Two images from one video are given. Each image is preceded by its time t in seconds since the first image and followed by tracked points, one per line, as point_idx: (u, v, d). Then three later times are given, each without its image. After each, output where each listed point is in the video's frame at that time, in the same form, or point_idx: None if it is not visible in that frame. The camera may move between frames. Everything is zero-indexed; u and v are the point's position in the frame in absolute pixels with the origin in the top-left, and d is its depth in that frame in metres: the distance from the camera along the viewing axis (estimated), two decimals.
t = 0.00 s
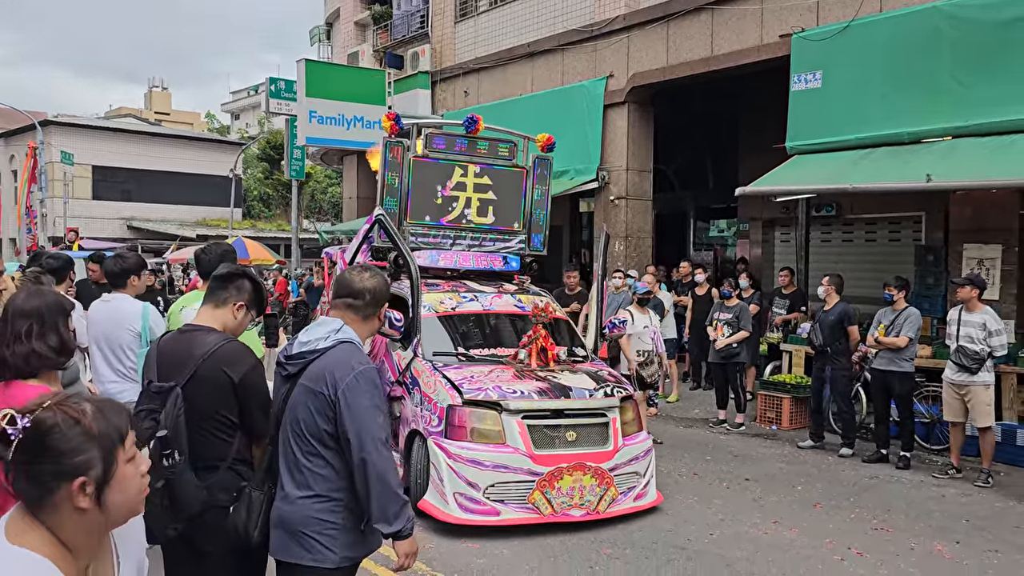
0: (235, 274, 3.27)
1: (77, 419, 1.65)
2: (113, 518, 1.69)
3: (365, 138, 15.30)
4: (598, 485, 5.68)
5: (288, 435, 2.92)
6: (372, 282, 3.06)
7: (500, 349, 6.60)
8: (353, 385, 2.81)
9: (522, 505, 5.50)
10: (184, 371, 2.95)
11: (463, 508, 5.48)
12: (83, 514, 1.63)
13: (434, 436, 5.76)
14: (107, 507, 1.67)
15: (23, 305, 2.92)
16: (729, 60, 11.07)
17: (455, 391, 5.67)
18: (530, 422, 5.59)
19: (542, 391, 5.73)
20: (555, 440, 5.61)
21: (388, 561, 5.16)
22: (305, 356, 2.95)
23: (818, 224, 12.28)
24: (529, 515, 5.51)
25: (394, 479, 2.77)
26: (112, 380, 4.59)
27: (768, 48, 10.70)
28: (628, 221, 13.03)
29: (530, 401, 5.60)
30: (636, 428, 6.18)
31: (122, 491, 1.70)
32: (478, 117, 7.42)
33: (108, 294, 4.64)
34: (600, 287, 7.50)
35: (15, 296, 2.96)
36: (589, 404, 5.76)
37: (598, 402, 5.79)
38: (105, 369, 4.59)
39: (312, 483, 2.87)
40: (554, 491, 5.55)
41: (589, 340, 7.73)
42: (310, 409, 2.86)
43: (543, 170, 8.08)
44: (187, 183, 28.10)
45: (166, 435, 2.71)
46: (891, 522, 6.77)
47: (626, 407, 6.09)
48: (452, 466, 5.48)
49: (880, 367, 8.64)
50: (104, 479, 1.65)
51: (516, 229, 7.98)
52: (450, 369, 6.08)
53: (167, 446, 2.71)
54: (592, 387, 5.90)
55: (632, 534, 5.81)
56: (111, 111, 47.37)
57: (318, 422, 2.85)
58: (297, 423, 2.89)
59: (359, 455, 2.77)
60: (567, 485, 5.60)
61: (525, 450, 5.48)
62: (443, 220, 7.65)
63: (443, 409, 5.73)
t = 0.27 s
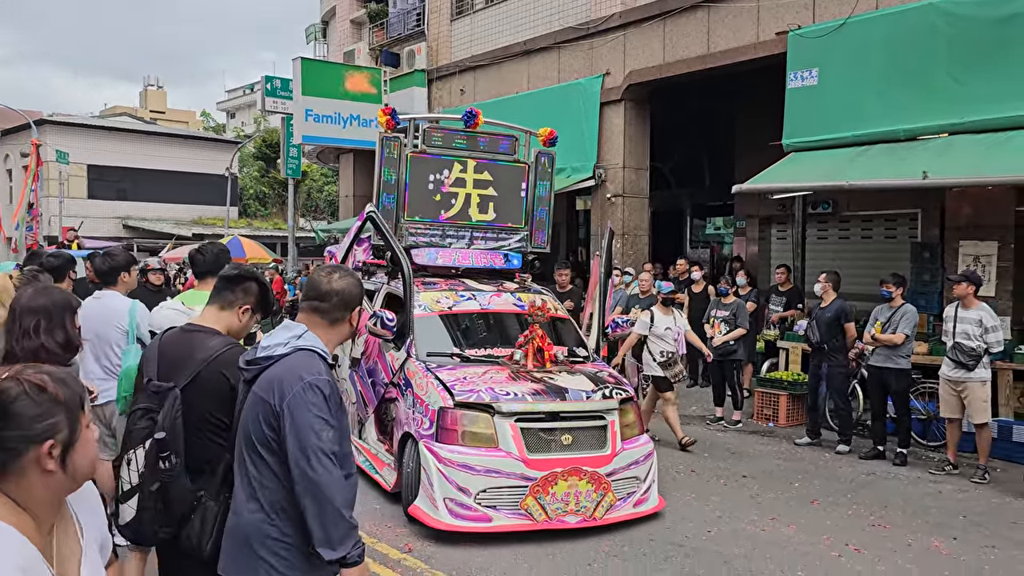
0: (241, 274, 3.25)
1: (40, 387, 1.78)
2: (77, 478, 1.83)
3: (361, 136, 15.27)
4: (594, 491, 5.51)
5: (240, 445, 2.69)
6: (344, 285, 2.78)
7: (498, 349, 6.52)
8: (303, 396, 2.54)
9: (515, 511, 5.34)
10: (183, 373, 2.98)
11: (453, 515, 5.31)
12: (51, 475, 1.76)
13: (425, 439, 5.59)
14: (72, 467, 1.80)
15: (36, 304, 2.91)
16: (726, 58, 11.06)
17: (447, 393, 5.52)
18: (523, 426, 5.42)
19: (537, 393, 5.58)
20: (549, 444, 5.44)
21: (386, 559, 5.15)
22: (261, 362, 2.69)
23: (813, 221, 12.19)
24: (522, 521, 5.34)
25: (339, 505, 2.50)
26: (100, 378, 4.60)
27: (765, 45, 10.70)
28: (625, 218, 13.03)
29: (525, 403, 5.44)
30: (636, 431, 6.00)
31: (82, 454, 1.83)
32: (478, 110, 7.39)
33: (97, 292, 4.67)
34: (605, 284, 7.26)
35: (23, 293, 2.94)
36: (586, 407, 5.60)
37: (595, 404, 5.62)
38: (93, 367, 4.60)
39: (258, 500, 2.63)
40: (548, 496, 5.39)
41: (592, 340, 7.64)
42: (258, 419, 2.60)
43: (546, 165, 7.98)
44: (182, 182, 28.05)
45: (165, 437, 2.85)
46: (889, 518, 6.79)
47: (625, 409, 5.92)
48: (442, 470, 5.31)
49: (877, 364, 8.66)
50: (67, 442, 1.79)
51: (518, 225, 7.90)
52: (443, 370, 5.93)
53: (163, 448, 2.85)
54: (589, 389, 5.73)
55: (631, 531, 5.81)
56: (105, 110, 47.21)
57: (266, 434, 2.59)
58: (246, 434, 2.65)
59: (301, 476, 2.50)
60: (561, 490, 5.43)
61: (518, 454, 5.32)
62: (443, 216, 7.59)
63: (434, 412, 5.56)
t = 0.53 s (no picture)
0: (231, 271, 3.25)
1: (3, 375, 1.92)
2: (41, 460, 1.98)
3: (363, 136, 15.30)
4: (594, 498, 5.35)
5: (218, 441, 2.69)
6: (325, 284, 2.79)
7: (498, 350, 6.44)
8: (269, 399, 2.50)
9: (511, 519, 5.19)
10: (175, 373, 3.05)
11: (448, 522, 5.16)
12: (17, 459, 1.92)
13: (420, 443, 5.46)
14: (36, 449, 1.96)
15: (44, 301, 2.94)
16: (727, 57, 11.08)
17: (443, 396, 5.38)
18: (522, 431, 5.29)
19: (536, 396, 5.44)
20: (548, 449, 5.30)
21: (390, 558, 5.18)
22: (240, 360, 2.68)
23: (815, 220, 12.27)
24: (518, 529, 5.19)
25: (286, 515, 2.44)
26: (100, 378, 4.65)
27: (766, 45, 10.72)
28: (626, 217, 13.06)
29: (523, 407, 5.31)
30: (641, 435, 5.82)
31: (41, 437, 1.98)
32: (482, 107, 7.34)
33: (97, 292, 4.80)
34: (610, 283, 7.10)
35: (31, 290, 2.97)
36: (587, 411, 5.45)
37: (597, 407, 5.46)
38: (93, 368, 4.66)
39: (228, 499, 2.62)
40: (546, 503, 5.23)
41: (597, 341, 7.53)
42: (230, 418, 2.59)
43: (554, 162, 7.94)
44: (184, 182, 28.08)
45: (157, 437, 2.92)
46: (891, 517, 6.81)
47: (629, 413, 5.75)
48: (436, 476, 5.17)
49: (879, 363, 8.67)
50: (27, 424, 1.93)
51: (524, 223, 7.88)
52: (441, 372, 5.83)
53: (157, 449, 2.92)
54: (592, 392, 5.59)
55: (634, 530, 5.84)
56: (106, 111, 47.20)
57: (237, 433, 2.58)
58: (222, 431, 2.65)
59: (259, 481, 2.46)
60: (560, 497, 5.27)
61: (515, 460, 5.18)
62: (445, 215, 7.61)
63: (431, 415, 5.43)
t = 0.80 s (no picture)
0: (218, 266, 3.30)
1: None
2: (31, 445, 2.04)
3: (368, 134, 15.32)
4: (597, 503, 5.22)
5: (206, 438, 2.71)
6: (310, 277, 2.76)
7: (502, 349, 6.35)
8: (255, 395, 2.51)
9: (511, 523, 5.08)
10: (165, 366, 3.07)
11: (446, 526, 5.07)
12: (7, 445, 1.97)
13: (419, 445, 5.37)
14: (25, 436, 2.02)
15: (46, 297, 2.95)
16: (731, 53, 11.09)
17: (441, 398, 5.27)
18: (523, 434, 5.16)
19: (537, 397, 5.33)
20: (551, 452, 5.18)
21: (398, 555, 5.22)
22: (228, 356, 2.69)
23: (821, 216, 12.27)
24: (518, 534, 5.09)
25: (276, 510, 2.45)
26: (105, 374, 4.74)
27: (770, 41, 10.72)
28: (631, 214, 13.07)
29: (524, 408, 5.18)
30: (648, 437, 5.69)
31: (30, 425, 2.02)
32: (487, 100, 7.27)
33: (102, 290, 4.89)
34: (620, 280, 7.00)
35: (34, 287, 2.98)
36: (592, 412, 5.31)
37: (601, 408, 5.33)
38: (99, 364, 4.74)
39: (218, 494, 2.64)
40: (547, 508, 5.13)
41: (606, 341, 7.42)
42: (218, 414, 2.61)
43: (563, 156, 7.85)
44: (189, 180, 28.13)
45: (148, 427, 2.94)
46: (896, 512, 6.83)
47: (636, 414, 5.62)
48: (434, 479, 5.07)
49: (884, 358, 8.69)
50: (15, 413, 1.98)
51: (532, 219, 7.79)
52: (441, 372, 5.73)
53: (149, 438, 2.94)
54: (597, 394, 5.46)
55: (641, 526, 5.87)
56: (110, 109, 47.27)
57: (225, 429, 2.60)
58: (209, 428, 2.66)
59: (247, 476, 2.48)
60: (562, 501, 5.16)
61: (515, 463, 5.07)
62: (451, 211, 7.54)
63: (429, 416, 5.33)
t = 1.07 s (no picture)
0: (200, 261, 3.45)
1: None
2: (31, 439, 2.03)
3: (370, 130, 15.30)
4: (598, 505, 5.06)
5: (188, 438, 2.66)
6: (289, 272, 2.74)
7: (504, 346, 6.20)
8: (252, 393, 2.50)
9: (508, 526, 4.93)
10: (153, 356, 3.22)
11: (442, 529, 4.93)
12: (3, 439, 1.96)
13: (416, 445, 5.24)
14: (23, 430, 2.00)
15: (51, 292, 2.97)
16: (734, 47, 11.05)
17: (438, 396, 5.11)
18: (522, 433, 5.01)
19: (536, 395, 5.14)
20: (551, 453, 5.02)
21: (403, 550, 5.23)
22: (210, 354, 2.65)
23: (823, 210, 12.29)
24: (516, 538, 4.94)
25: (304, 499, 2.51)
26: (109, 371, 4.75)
27: (773, 35, 10.69)
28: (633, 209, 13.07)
29: (523, 407, 5.02)
30: (653, 437, 5.51)
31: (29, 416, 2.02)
32: (491, 92, 7.29)
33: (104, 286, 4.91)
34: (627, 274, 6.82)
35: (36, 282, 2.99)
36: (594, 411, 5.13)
37: (605, 408, 5.15)
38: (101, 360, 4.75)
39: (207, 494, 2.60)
40: (546, 511, 4.97)
41: (613, 336, 7.27)
42: (206, 414, 2.56)
43: (569, 148, 7.81)
44: (192, 177, 28.13)
45: (134, 413, 3.04)
46: (900, 506, 6.83)
47: (641, 414, 5.43)
48: (430, 481, 4.92)
49: (887, 353, 8.69)
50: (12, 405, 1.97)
51: (538, 211, 7.75)
52: (440, 370, 5.60)
53: (135, 425, 3.03)
54: (600, 393, 5.26)
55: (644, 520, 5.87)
56: (112, 107, 47.28)
57: (215, 428, 2.56)
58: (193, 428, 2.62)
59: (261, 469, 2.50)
60: (562, 504, 5.00)
61: (514, 465, 4.91)
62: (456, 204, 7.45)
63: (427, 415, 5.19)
